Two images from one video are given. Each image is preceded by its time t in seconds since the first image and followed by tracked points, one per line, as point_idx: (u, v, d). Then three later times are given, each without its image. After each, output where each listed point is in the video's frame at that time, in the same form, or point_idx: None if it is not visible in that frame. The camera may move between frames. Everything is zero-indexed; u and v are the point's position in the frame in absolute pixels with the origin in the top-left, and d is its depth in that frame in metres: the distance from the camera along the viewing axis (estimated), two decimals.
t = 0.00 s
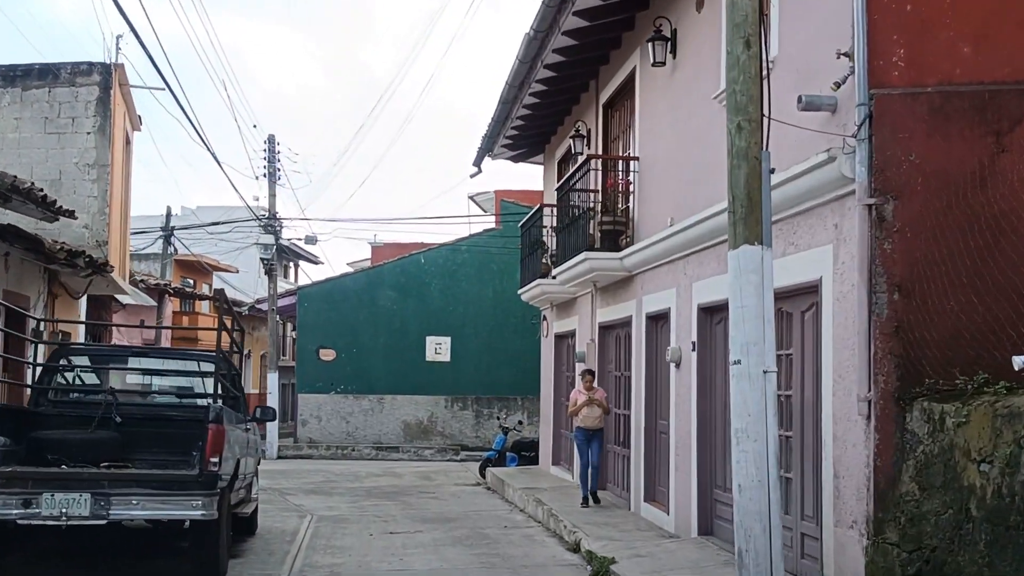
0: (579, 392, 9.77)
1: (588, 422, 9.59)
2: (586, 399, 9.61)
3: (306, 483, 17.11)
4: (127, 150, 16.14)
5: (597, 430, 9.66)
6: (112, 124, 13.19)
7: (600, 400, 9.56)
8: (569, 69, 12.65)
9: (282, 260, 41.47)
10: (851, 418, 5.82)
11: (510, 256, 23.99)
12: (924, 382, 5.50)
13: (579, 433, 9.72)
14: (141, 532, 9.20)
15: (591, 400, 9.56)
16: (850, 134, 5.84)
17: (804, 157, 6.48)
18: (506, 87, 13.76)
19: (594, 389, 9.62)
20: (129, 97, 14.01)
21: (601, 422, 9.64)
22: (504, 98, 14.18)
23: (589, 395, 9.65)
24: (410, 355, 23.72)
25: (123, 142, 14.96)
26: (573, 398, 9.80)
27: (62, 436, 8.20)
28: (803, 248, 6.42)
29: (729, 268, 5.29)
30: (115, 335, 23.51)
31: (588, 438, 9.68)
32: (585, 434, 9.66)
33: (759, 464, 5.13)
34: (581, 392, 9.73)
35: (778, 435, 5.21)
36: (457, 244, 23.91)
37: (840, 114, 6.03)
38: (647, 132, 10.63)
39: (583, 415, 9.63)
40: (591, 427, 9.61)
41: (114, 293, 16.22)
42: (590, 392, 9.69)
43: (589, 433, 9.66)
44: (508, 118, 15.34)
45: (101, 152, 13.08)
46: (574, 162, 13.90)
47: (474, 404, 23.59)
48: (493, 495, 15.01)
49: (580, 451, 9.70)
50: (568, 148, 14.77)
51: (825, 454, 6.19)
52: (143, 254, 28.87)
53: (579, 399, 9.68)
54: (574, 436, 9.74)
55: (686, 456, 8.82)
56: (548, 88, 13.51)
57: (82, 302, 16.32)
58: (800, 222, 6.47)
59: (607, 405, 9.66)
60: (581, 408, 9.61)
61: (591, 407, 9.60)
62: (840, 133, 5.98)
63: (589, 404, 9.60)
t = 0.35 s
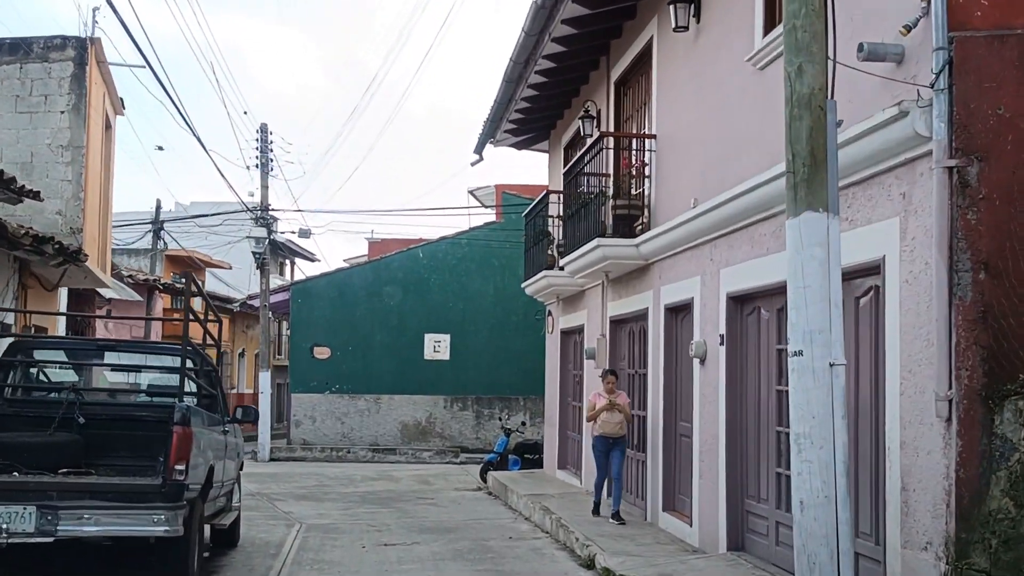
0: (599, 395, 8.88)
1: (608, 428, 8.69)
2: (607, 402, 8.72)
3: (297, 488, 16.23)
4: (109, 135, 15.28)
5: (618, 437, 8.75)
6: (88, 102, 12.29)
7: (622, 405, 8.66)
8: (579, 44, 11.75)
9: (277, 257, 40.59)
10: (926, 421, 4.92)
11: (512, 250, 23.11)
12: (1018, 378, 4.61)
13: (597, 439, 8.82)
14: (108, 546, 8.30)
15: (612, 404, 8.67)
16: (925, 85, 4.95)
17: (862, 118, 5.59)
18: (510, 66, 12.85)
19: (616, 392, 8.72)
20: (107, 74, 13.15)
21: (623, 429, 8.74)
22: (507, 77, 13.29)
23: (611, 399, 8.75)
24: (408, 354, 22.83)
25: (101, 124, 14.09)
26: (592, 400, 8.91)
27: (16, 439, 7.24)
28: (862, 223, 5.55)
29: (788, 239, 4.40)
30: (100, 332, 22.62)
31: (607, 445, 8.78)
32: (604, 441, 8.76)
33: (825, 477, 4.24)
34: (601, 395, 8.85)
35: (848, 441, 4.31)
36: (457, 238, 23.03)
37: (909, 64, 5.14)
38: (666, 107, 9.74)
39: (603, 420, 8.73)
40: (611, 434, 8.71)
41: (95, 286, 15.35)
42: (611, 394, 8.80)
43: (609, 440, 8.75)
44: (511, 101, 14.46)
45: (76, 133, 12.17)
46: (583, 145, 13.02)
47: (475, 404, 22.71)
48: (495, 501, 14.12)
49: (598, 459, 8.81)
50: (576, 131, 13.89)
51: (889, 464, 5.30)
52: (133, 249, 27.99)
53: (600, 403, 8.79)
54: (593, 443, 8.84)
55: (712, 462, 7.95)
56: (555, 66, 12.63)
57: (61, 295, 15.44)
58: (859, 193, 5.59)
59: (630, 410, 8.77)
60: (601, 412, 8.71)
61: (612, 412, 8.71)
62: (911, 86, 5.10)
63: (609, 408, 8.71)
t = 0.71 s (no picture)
0: (617, 394, 8.15)
1: (625, 432, 7.92)
2: (625, 402, 7.98)
3: (287, 492, 15.42)
4: (87, 118, 14.49)
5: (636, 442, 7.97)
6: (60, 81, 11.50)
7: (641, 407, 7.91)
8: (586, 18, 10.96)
9: (272, 254, 39.78)
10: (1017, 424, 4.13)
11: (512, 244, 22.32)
12: None
13: (614, 443, 8.04)
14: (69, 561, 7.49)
15: (630, 404, 7.93)
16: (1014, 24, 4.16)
17: (928, 70, 4.80)
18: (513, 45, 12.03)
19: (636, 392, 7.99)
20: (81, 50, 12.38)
21: (642, 434, 7.96)
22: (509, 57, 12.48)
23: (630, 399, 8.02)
24: (405, 351, 22.04)
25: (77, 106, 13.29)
26: (610, 400, 8.18)
27: None
28: (930, 193, 4.76)
29: (860, 203, 3.60)
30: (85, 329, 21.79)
31: (625, 450, 8.00)
32: (620, 446, 7.98)
33: (911, 495, 3.44)
34: (619, 395, 8.12)
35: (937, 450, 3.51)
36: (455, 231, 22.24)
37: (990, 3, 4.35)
38: (683, 80, 8.94)
39: (620, 422, 7.97)
40: (628, 438, 7.93)
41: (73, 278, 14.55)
42: (630, 394, 8.06)
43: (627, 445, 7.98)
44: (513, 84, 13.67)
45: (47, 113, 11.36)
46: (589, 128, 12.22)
47: (474, 403, 21.86)
48: (496, 506, 13.32)
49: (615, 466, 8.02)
50: (582, 114, 13.09)
51: (965, 474, 4.50)
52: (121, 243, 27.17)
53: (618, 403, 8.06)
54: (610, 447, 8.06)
55: (740, 469, 7.15)
56: (560, 42, 11.83)
57: (37, 289, 14.63)
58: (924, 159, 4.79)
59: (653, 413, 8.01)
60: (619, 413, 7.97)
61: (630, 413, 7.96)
62: (994, 28, 4.30)
63: (628, 409, 7.96)
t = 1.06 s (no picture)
0: (634, 393, 7.48)
1: (649, 434, 7.22)
2: (647, 402, 7.30)
3: (279, 495, 14.74)
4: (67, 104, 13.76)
5: (661, 445, 7.30)
6: (35, 59, 10.79)
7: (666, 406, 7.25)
8: None
9: (267, 251, 39.10)
10: None
11: (513, 238, 21.65)
12: None
13: (633, 448, 7.34)
14: None
15: (653, 404, 7.26)
16: None
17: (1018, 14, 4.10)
18: (517, 22, 11.34)
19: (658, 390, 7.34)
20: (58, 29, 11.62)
21: (667, 436, 7.30)
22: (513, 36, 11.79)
23: (651, 399, 7.35)
24: (402, 349, 21.36)
25: (56, 89, 12.56)
26: (626, 400, 7.50)
27: None
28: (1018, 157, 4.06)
29: (963, 156, 2.92)
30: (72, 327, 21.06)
31: (646, 456, 7.31)
32: (641, 452, 7.29)
33: None
34: (637, 395, 7.45)
35: None
36: (454, 225, 21.56)
37: None
38: (703, 52, 8.25)
39: (641, 424, 7.28)
40: (652, 442, 7.24)
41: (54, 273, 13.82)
42: (649, 392, 7.40)
43: (649, 450, 7.29)
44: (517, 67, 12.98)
45: (21, 94, 10.66)
46: (598, 110, 11.53)
47: (474, 402, 21.18)
48: (499, 512, 12.64)
49: (635, 472, 7.32)
50: (590, 97, 12.39)
51: None
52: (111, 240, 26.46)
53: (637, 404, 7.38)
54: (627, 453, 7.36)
55: (771, 475, 6.48)
56: (568, 19, 11.14)
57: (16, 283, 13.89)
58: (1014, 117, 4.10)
59: (676, 412, 7.37)
60: (641, 414, 7.28)
61: (653, 414, 7.28)
62: None
63: (650, 410, 7.28)
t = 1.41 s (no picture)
0: (666, 397, 6.58)
1: (685, 447, 6.40)
2: (684, 411, 6.43)
3: (273, 500, 14.15)
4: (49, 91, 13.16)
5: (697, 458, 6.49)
6: (10, 39, 10.20)
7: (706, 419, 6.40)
8: None
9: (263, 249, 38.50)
10: None
11: (514, 234, 21.07)
12: None
13: (663, 459, 6.53)
14: None
15: (692, 414, 6.40)
16: None
17: None
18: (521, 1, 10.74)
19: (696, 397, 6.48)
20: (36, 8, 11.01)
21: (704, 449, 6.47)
22: (516, 16, 11.19)
23: (688, 407, 6.48)
24: (401, 348, 20.77)
25: (35, 74, 11.96)
26: (655, 405, 6.60)
27: None
28: None
29: None
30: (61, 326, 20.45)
31: (677, 470, 6.50)
32: (672, 464, 6.47)
33: None
34: (670, 401, 6.56)
35: None
36: (454, 220, 20.97)
37: None
38: (723, 25, 7.68)
39: (676, 434, 6.43)
40: (687, 454, 6.42)
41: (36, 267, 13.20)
42: (685, 399, 6.50)
43: (683, 463, 6.49)
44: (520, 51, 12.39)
45: None
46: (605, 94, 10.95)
47: (475, 403, 20.61)
48: (502, 518, 12.05)
49: (663, 487, 6.53)
50: (597, 81, 11.80)
51: None
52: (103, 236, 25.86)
53: (671, 412, 6.49)
54: (655, 463, 6.55)
55: (805, 482, 5.89)
56: None
57: None
58: None
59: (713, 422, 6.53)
60: (677, 424, 6.42)
61: (690, 424, 6.43)
62: None
63: (687, 419, 6.42)
